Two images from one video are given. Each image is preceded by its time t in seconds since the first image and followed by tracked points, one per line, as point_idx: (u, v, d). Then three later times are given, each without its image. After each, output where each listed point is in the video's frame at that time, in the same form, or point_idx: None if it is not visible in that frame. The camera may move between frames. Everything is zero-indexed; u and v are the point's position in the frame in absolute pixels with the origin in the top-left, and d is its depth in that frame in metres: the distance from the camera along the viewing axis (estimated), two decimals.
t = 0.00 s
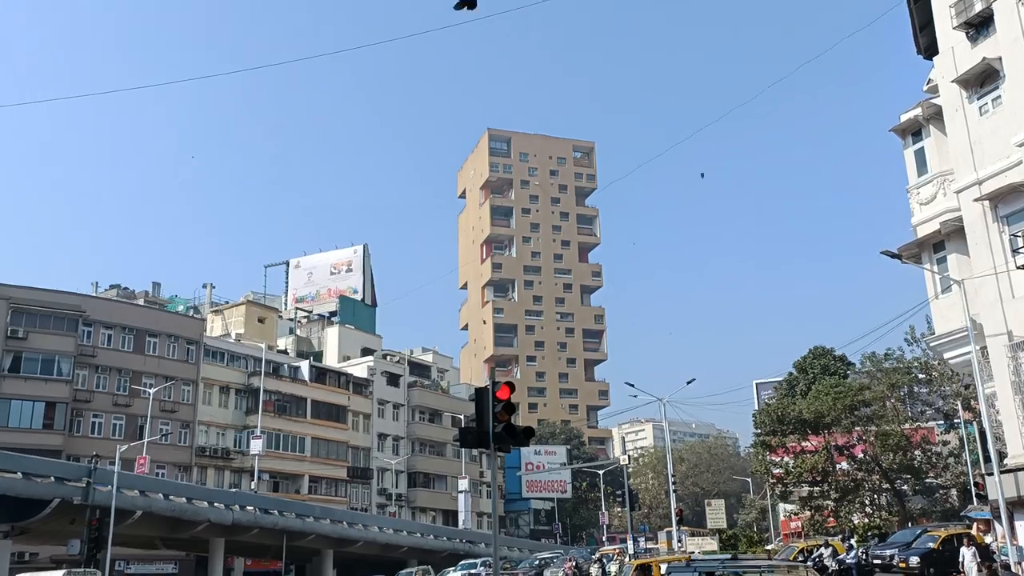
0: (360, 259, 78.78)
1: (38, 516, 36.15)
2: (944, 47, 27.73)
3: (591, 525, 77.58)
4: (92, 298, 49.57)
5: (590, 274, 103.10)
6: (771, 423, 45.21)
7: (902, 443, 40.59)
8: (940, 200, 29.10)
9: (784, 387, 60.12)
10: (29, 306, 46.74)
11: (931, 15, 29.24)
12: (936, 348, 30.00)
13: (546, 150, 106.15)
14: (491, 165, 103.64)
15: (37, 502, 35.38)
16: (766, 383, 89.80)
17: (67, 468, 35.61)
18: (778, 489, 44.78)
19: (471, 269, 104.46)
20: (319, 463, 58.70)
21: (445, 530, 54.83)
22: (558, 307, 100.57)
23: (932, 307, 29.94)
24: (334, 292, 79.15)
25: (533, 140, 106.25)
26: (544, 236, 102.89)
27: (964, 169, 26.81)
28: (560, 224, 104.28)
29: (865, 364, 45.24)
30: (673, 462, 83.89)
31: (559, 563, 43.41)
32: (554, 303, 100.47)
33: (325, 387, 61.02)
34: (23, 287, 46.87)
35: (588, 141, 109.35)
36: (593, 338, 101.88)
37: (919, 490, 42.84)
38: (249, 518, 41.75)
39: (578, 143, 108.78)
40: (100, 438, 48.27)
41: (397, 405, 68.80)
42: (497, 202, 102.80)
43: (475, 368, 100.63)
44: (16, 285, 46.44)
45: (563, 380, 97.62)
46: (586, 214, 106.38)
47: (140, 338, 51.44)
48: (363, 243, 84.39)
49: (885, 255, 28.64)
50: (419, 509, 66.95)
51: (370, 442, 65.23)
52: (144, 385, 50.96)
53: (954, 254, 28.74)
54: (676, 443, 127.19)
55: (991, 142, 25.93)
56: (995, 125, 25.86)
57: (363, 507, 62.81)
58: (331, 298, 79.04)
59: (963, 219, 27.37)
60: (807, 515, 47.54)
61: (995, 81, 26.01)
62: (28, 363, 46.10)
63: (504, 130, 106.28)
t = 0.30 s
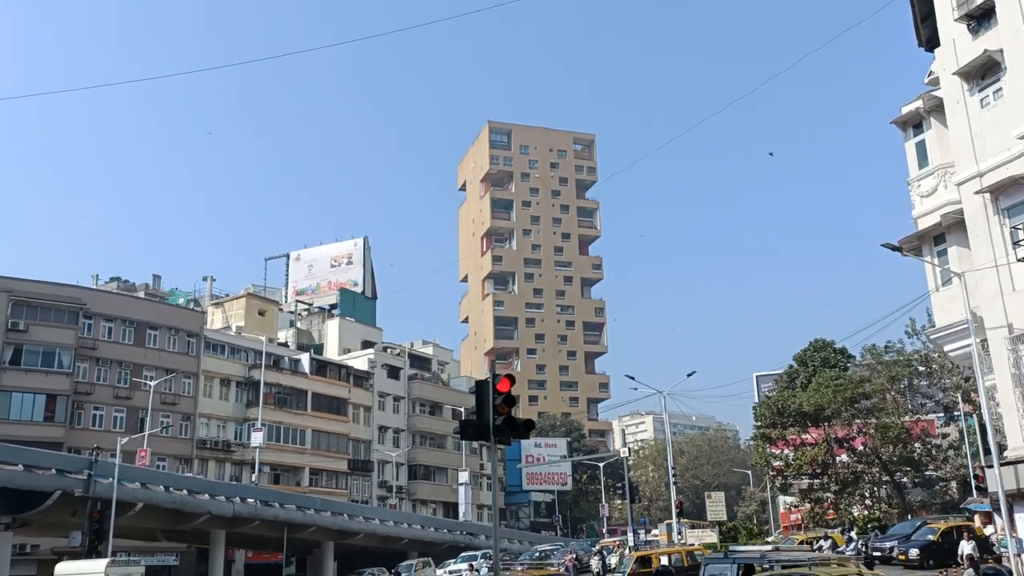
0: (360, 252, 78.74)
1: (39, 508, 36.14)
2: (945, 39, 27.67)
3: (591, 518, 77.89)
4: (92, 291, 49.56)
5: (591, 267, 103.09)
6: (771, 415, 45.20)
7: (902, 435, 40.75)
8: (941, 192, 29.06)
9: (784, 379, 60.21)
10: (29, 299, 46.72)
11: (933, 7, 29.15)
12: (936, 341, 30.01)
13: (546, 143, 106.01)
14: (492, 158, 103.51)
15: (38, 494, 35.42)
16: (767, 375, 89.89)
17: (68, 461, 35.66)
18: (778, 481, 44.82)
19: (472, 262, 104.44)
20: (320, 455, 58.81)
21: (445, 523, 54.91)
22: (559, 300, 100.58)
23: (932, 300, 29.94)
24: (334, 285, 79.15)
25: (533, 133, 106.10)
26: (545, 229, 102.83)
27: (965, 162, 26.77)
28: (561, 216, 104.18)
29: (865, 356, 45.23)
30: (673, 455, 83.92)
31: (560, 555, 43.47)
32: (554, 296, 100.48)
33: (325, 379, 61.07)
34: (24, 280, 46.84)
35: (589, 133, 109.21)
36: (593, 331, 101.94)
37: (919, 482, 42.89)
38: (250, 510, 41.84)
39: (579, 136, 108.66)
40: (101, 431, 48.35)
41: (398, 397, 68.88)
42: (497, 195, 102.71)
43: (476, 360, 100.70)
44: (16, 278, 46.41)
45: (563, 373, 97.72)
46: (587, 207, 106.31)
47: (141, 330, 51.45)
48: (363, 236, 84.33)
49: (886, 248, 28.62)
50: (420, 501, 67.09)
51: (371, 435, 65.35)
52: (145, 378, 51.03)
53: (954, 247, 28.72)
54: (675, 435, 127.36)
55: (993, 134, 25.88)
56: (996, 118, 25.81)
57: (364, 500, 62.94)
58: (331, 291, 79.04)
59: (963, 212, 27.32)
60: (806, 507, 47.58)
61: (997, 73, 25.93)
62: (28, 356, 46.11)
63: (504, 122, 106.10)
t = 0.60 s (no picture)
0: (361, 245, 78.75)
1: (41, 500, 36.21)
2: (946, 31, 27.61)
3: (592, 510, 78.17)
4: (93, 284, 49.57)
5: (591, 260, 103.05)
6: (771, 408, 45.28)
7: (902, 428, 40.78)
8: (942, 185, 29.03)
9: (784, 373, 60.31)
10: (30, 292, 46.75)
11: None
12: (936, 334, 30.02)
13: (546, 136, 105.91)
14: (492, 151, 103.40)
15: (40, 487, 35.48)
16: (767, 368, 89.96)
17: (70, 453, 35.71)
18: (779, 474, 44.92)
19: (472, 255, 104.43)
20: (320, 448, 58.88)
21: (446, 516, 55.02)
22: (559, 293, 100.57)
23: (932, 293, 29.95)
24: (334, 278, 79.17)
25: (534, 126, 105.98)
26: (545, 221, 102.78)
27: (966, 155, 26.75)
28: (561, 209, 104.11)
29: (865, 349, 45.22)
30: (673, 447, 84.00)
31: (560, 547, 43.60)
32: (555, 289, 100.48)
33: (327, 372, 61.12)
34: (24, 273, 46.87)
35: (589, 126, 109.07)
36: (593, 324, 101.99)
37: (919, 475, 42.96)
38: (251, 502, 41.97)
39: (579, 129, 108.53)
40: (102, 423, 48.45)
41: (398, 390, 68.95)
42: (498, 188, 102.62)
43: (476, 354, 100.77)
44: (17, 270, 46.44)
45: (563, 366, 97.82)
46: (587, 200, 106.23)
47: (142, 323, 51.47)
48: (364, 229, 84.33)
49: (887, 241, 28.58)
50: (420, 494, 67.20)
51: (371, 428, 65.44)
52: (146, 371, 51.07)
53: (954, 240, 28.73)
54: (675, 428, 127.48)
55: (994, 127, 25.84)
56: (998, 110, 25.77)
57: (364, 492, 63.04)
58: (331, 284, 79.06)
59: (964, 205, 27.30)
60: (806, 500, 47.63)
61: (998, 66, 25.88)
62: (29, 349, 46.17)
63: (505, 115, 105.95)
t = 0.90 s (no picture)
0: (361, 238, 78.71)
1: (42, 493, 36.25)
2: (948, 24, 27.53)
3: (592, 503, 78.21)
4: (93, 277, 49.55)
5: (591, 252, 103.02)
6: (771, 401, 45.29)
7: (902, 421, 40.87)
8: (942, 177, 28.98)
9: (784, 365, 60.36)
10: (30, 284, 46.73)
11: None
12: (937, 327, 30.02)
13: (547, 129, 105.77)
14: (492, 144, 103.26)
15: (41, 479, 35.51)
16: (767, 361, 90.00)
17: (71, 445, 35.68)
18: (778, 467, 45.00)
19: (472, 248, 104.40)
20: (321, 441, 58.96)
21: (447, 508, 55.12)
22: (559, 286, 100.60)
23: (933, 286, 29.94)
24: (335, 271, 79.16)
25: (534, 118, 105.81)
26: (545, 214, 102.70)
27: (967, 148, 26.69)
28: (561, 202, 104.01)
29: (865, 342, 45.17)
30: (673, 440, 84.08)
31: (559, 540, 43.66)
32: (555, 282, 100.50)
33: (327, 365, 61.18)
34: (24, 266, 46.84)
35: (590, 119, 108.91)
36: (593, 317, 102.03)
37: (919, 468, 43.02)
38: (252, 495, 42.10)
39: (580, 121, 108.38)
40: (103, 416, 48.52)
41: (399, 383, 69.03)
42: (498, 180, 102.51)
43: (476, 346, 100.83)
44: (17, 263, 46.42)
45: (563, 359, 97.91)
46: (588, 193, 106.14)
47: (142, 316, 51.48)
48: (364, 222, 84.29)
49: (887, 234, 28.55)
50: (421, 486, 67.32)
51: (372, 421, 65.53)
52: (146, 364, 51.11)
53: (955, 233, 28.69)
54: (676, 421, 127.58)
55: (995, 119, 25.79)
56: (999, 103, 25.70)
57: (365, 485, 63.16)
58: (331, 277, 79.06)
59: (965, 197, 27.24)
60: (805, 492, 47.66)
61: (999, 58, 25.81)
62: (30, 342, 46.18)
63: (505, 108, 105.72)
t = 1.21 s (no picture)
0: (361, 230, 78.63)
1: (42, 485, 36.26)
2: (949, 15, 27.47)
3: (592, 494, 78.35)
4: (93, 270, 49.51)
5: (591, 245, 102.96)
6: (771, 393, 45.40)
7: (901, 413, 40.92)
8: (943, 169, 28.96)
9: (784, 358, 60.42)
10: (30, 277, 46.69)
11: None
12: (937, 319, 30.01)
13: (547, 121, 105.60)
14: (492, 136, 103.07)
15: (41, 471, 35.54)
16: (767, 353, 90.07)
17: (71, 438, 35.65)
18: (778, 459, 45.06)
19: (472, 241, 104.34)
20: (321, 433, 59.03)
21: (448, 500, 55.22)
22: (559, 278, 100.60)
23: (933, 278, 29.92)
24: (335, 263, 79.13)
25: (534, 110, 105.61)
26: (545, 206, 102.61)
27: (967, 140, 26.66)
28: (561, 194, 103.91)
29: (865, 334, 45.13)
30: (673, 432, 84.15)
31: (559, 532, 43.73)
32: (555, 274, 100.49)
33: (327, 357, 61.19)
34: (24, 258, 46.79)
35: (590, 111, 108.68)
36: (593, 309, 102.05)
37: (918, 459, 43.10)
38: (252, 487, 42.19)
39: (580, 114, 108.16)
40: (103, 408, 48.60)
41: (399, 375, 69.09)
42: (497, 173, 102.37)
43: (476, 338, 100.88)
44: (16, 256, 46.34)
45: (563, 351, 98.01)
46: (588, 185, 105.99)
47: (142, 308, 51.48)
48: (363, 214, 84.30)
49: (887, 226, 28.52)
50: (421, 478, 67.44)
51: (372, 413, 65.61)
52: (146, 356, 51.14)
53: (955, 225, 28.68)
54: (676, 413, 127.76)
55: (996, 111, 25.75)
56: (999, 94, 25.66)
57: (365, 477, 63.27)
58: (331, 269, 79.01)
59: (965, 189, 27.22)
60: (805, 484, 47.70)
61: (999, 50, 25.76)
62: (30, 334, 46.19)
63: (505, 100, 105.49)
